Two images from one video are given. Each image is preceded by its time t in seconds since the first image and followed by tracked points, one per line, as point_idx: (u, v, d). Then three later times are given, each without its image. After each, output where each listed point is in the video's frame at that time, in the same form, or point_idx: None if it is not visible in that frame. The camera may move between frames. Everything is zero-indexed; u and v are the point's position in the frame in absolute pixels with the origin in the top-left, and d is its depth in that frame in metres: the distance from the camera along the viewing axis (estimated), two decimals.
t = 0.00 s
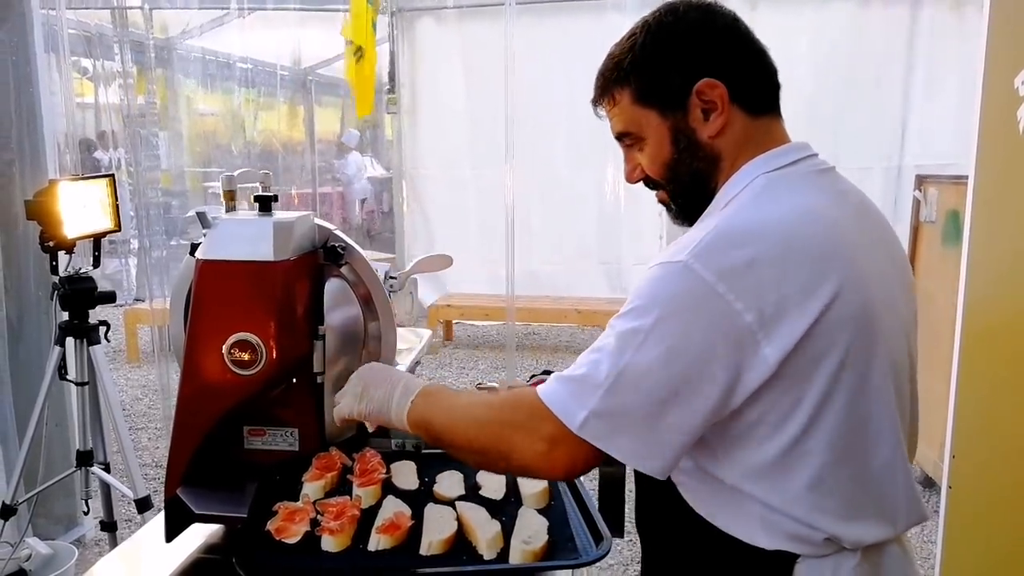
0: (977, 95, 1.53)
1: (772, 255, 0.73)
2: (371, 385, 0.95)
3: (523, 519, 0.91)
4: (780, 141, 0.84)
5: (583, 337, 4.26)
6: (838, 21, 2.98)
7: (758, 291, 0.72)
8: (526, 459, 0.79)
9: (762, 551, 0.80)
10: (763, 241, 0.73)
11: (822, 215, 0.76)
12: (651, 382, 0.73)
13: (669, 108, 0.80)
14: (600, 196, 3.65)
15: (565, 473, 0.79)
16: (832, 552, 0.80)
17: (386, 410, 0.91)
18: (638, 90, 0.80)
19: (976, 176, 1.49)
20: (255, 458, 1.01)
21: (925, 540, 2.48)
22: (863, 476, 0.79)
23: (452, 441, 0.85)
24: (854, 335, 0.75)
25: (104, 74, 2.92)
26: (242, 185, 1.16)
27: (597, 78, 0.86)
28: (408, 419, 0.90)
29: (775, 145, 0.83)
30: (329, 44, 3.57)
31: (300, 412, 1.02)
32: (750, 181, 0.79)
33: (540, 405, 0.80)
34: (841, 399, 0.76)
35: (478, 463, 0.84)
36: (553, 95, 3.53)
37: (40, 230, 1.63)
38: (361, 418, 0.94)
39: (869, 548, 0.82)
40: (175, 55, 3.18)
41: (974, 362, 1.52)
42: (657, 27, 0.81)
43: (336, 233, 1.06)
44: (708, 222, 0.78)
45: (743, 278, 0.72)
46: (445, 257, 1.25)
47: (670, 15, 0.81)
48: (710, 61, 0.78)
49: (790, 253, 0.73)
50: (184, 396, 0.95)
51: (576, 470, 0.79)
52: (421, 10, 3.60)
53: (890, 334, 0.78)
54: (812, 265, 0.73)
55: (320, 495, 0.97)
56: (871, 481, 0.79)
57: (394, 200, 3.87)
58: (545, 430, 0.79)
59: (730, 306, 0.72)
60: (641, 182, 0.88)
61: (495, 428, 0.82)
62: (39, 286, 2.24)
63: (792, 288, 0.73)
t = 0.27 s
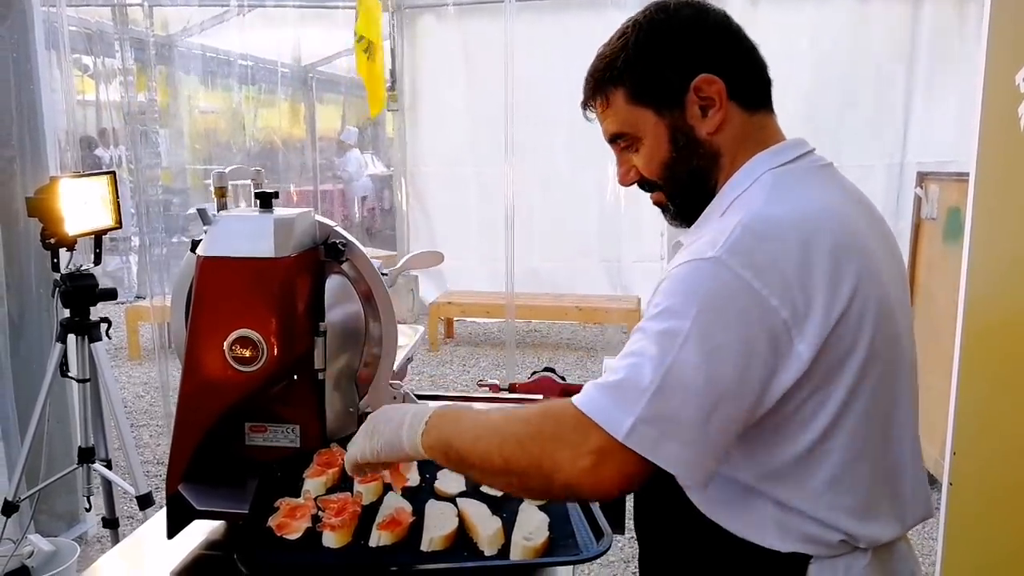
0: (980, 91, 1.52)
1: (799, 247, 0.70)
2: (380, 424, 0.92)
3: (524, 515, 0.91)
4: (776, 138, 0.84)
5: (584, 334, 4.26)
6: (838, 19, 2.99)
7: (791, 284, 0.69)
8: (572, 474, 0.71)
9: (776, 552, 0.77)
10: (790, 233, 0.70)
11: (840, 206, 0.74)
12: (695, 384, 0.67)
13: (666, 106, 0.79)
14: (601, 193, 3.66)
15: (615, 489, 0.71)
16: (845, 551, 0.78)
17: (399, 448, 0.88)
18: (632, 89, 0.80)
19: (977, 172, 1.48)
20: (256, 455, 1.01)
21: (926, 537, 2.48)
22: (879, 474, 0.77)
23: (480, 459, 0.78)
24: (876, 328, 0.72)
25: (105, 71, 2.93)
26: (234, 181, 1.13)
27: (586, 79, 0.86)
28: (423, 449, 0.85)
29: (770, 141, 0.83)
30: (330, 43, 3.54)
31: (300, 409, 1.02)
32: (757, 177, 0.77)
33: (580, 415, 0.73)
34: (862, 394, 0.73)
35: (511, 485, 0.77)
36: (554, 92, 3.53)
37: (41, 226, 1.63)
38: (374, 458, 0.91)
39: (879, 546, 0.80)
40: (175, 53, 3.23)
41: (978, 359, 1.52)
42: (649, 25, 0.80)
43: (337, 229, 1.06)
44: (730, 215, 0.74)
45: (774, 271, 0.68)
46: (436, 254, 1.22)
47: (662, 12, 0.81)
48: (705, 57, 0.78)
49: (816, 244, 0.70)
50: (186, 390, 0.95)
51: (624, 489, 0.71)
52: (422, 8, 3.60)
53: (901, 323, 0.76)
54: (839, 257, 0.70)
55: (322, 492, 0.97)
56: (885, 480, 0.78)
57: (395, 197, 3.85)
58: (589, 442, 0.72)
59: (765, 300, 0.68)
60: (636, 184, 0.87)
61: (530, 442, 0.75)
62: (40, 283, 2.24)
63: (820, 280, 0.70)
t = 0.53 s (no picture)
0: (980, 87, 1.53)
1: (807, 245, 0.69)
2: (382, 452, 0.88)
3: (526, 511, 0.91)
4: (779, 135, 0.84)
5: (584, 332, 4.26)
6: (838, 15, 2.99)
7: (801, 282, 0.68)
8: (587, 484, 0.70)
9: (787, 554, 0.77)
10: (797, 232, 0.70)
11: (847, 202, 0.74)
12: (707, 387, 0.66)
13: (668, 104, 0.79)
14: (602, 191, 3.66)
15: (631, 496, 0.70)
16: (857, 552, 0.78)
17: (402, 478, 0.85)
18: (633, 89, 0.80)
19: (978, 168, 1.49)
20: (258, 452, 1.02)
21: (928, 533, 2.49)
22: (892, 474, 0.77)
23: (489, 475, 0.76)
24: (888, 327, 0.72)
25: (105, 70, 2.93)
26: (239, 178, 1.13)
27: (587, 79, 0.85)
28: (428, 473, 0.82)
29: (773, 138, 0.83)
30: (329, 40, 3.61)
31: (301, 406, 1.02)
32: (765, 173, 0.77)
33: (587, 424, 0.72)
34: (876, 396, 0.73)
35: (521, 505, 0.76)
36: (554, 90, 3.53)
37: (42, 225, 1.63)
38: (378, 487, 0.87)
39: (892, 547, 0.80)
40: (176, 53, 3.22)
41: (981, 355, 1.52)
42: (650, 23, 0.80)
43: (338, 227, 1.07)
44: (737, 216, 0.73)
45: (784, 269, 0.68)
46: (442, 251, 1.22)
47: (663, 10, 0.81)
48: (708, 54, 0.78)
49: (823, 241, 0.70)
50: (185, 390, 0.95)
51: (639, 495, 0.70)
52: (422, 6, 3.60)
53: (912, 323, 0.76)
54: (847, 255, 0.70)
55: (324, 489, 0.97)
56: (898, 479, 0.77)
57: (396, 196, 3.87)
58: (601, 451, 0.70)
59: (775, 297, 0.67)
60: (638, 184, 0.87)
61: (540, 453, 0.73)
62: (42, 281, 2.24)
63: (830, 277, 0.70)
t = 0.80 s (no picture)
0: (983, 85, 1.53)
1: (812, 245, 0.70)
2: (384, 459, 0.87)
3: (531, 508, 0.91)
4: (788, 134, 0.84)
5: (587, 330, 4.27)
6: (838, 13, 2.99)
7: (807, 282, 0.68)
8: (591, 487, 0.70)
9: (793, 555, 0.77)
10: (802, 232, 0.70)
11: (855, 199, 0.74)
12: (715, 388, 0.66)
13: (675, 102, 0.79)
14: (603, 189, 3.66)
15: (637, 498, 0.70)
16: (864, 553, 0.78)
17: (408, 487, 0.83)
18: (640, 86, 0.80)
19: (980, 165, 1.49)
20: (263, 450, 1.02)
21: (930, 531, 2.49)
22: (899, 474, 0.77)
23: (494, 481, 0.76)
24: (897, 328, 0.72)
25: (106, 70, 2.94)
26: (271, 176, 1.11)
27: (594, 78, 0.86)
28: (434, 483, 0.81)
29: (781, 136, 0.83)
30: (331, 40, 3.55)
31: (305, 405, 1.02)
32: (774, 170, 0.77)
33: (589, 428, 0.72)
34: (881, 397, 0.74)
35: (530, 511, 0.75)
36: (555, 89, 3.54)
37: (46, 225, 1.64)
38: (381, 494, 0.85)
39: (900, 548, 0.80)
40: (178, 53, 3.26)
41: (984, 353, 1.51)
42: (657, 21, 0.81)
43: (341, 226, 1.07)
44: (743, 215, 0.73)
45: (792, 269, 0.68)
46: (474, 250, 1.19)
47: (670, 8, 0.81)
48: (715, 52, 0.78)
49: (829, 240, 0.70)
50: (189, 389, 0.96)
51: (645, 498, 0.70)
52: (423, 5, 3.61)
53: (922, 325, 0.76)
54: (853, 254, 0.70)
55: (328, 487, 0.97)
56: (905, 479, 0.78)
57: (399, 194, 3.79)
58: (605, 455, 0.70)
59: (781, 297, 0.67)
60: (646, 182, 0.87)
61: (544, 458, 0.73)
62: (45, 281, 2.26)
63: (837, 276, 0.70)
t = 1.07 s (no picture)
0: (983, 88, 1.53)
1: (811, 251, 0.70)
2: (387, 422, 0.88)
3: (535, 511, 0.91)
4: (790, 137, 0.85)
5: (587, 333, 4.27)
6: (840, 18, 3.00)
7: (804, 290, 0.69)
8: (593, 498, 0.72)
9: (786, 555, 0.78)
10: (801, 238, 0.71)
11: (855, 206, 0.75)
12: (712, 398, 0.68)
13: (678, 104, 0.80)
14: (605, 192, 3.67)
15: (636, 509, 0.72)
16: (854, 554, 0.79)
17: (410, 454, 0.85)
18: (644, 87, 0.81)
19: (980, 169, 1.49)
20: (268, 453, 1.02)
21: (931, 534, 2.50)
22: (889, 476, 0.77)
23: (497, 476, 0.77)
24: (891, 333, 0.73)
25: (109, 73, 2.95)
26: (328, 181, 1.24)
27: (599, 75, 0.86)
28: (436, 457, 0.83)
29: (784, 140, 0.84)
30: (334, 44, 3.54)
31: (310, 407, 1.03)
32: (772, 175, 0.78)
33: (596, 436, 0.73)
34: (873, 402, 0.74)
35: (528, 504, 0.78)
36: (557, 92, 3.55)
37: (50, 229, 1.64)
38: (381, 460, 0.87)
39: (891, 551, 0.80)
40: (180, 56, 3.29)
41: (984, 355, 1.52)
42: (664, 20, 0.81)
43: (346, 229, 1.08)
44: (741, 217, 0.74)
45: (788, 277, 0.69)
46: (533, 254, 1.27)
47: (678, 7, 0.82)
48: (720, 55, 0.79)
49: (828, 245, 0.71)
50: (195, 392, 0.96)
51: (645, 506, 0.72)
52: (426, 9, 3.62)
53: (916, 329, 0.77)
54: (851, 261, 0.71)
55: (334, 489, 0.97)
56: (895, 482, 0.78)
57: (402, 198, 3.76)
58: (610, 465, 0.72)
59: (777, 305, 0.68)
60: (647, 182, 0.88)
61: (547, 465, 0.75)
62: (48, 284, 2.26)
63: (834, 280, 0.70)
